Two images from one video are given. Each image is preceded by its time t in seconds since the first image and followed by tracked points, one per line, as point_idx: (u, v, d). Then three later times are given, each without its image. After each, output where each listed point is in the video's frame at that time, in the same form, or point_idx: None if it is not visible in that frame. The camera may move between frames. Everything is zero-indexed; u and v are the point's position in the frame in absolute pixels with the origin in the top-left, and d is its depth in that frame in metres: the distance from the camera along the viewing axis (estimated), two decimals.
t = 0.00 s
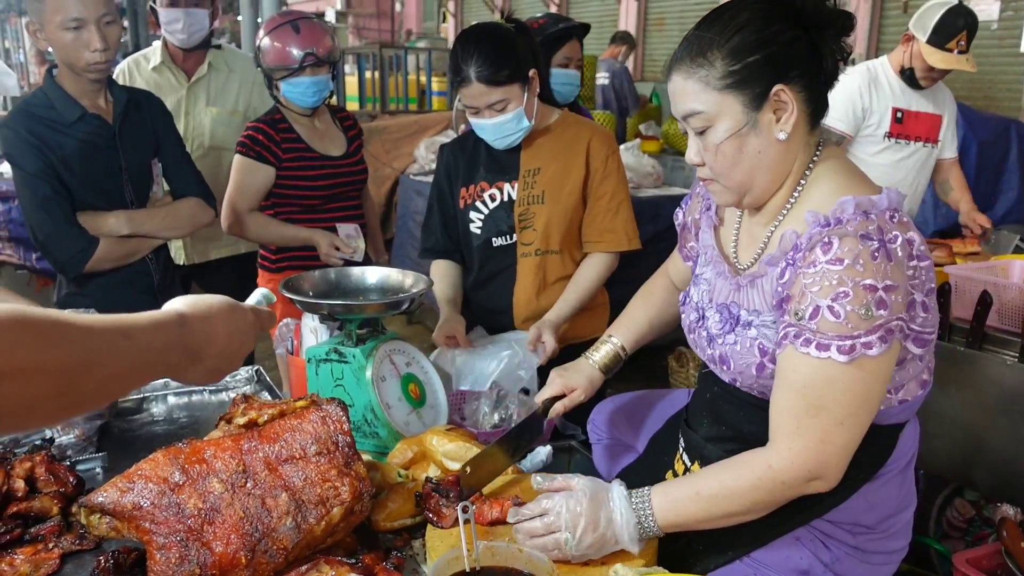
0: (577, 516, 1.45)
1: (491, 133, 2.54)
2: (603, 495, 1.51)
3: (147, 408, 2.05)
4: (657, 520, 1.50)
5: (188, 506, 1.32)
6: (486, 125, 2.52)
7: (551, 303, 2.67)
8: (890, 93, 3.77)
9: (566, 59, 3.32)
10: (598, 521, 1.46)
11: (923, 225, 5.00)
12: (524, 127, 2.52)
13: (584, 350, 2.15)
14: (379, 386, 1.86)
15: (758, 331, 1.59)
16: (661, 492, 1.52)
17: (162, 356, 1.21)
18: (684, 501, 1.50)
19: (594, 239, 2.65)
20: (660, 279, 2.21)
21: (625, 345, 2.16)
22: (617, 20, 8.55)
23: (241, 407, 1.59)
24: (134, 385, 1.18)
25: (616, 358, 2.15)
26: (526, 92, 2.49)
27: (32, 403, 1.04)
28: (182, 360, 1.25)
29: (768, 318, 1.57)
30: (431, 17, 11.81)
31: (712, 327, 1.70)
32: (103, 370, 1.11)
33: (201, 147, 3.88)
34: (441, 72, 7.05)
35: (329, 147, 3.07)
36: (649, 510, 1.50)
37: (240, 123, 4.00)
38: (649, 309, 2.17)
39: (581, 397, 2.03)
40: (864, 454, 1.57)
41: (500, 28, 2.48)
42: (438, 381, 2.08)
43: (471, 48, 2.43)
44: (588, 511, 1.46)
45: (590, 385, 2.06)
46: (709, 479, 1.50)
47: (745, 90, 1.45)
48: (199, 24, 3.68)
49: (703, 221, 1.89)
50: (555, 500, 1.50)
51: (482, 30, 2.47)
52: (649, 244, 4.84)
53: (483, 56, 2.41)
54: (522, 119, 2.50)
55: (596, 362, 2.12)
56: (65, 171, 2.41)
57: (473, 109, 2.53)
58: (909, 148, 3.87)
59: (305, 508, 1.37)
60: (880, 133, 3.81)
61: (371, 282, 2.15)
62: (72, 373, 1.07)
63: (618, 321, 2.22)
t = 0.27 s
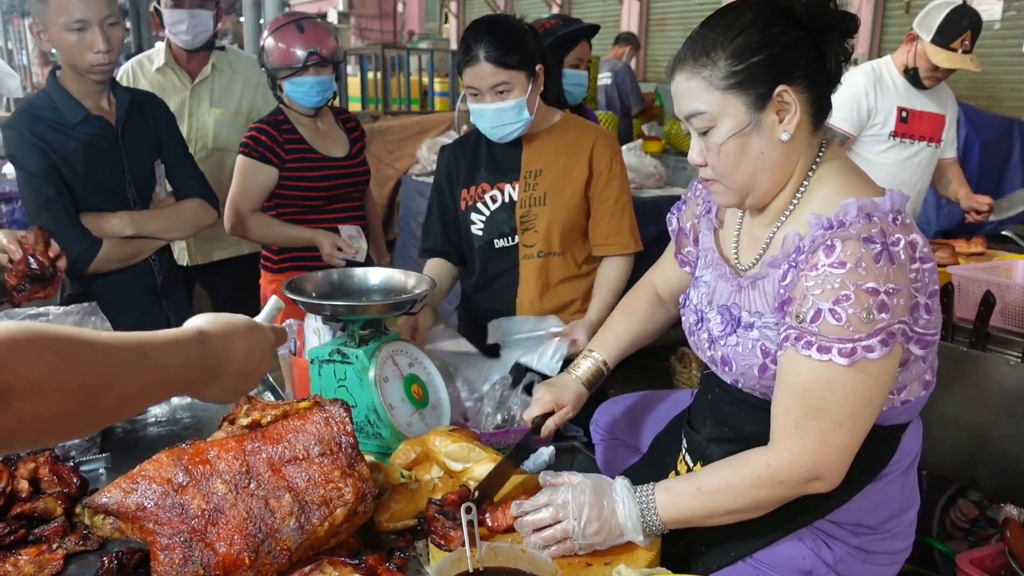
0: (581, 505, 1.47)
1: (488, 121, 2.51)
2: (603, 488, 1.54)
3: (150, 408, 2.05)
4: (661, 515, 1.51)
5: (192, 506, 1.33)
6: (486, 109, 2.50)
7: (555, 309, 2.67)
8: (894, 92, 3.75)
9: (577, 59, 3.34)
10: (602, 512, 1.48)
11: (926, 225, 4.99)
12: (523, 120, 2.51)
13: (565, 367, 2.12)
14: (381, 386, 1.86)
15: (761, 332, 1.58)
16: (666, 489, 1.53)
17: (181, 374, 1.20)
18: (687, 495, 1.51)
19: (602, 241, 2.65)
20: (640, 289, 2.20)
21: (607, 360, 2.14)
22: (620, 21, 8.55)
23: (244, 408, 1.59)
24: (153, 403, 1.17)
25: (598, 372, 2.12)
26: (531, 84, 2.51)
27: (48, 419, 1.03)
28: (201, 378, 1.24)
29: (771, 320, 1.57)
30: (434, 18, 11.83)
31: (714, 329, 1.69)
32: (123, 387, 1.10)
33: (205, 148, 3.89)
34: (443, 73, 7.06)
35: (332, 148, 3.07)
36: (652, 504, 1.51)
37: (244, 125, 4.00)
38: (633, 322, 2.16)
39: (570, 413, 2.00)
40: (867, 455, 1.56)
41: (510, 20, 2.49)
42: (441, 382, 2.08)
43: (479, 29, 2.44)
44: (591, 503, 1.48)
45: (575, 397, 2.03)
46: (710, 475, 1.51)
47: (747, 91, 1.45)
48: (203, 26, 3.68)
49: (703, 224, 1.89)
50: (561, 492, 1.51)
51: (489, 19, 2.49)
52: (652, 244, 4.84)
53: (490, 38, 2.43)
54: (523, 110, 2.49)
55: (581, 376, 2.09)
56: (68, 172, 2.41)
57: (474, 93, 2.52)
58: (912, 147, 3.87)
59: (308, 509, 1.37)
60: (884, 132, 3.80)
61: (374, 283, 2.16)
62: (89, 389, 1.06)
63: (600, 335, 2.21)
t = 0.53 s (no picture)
0: (579, 505, 1.47)
1: (504, 102, 2.48)
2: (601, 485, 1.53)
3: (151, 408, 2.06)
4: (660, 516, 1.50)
5: (194, 507, 1.33)
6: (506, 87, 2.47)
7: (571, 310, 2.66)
8: (894, 92, 3.75)
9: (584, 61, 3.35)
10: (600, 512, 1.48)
11: (928, 225, 4.99)
12: (538, 110, 2.49)
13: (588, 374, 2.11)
14: (383, 387, 1.86)
15: (762, 332, 1.58)
16: (666, 488, 1.53)
17: (231, 359, 1.23)
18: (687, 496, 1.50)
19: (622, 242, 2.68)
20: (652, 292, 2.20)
21: (627, 362, 2.13)
22: (621, 21, 8.55)
23: (245, 409, 1.59)
24: (206, 386, 1.20)
25: (620, 375, 2.11)
26: (552, 78, 2.52)
27: (112, 400, 1.06)
28: (250, 361, 1.27)
29: (773, 320, 1.57)
30: (435, 19, 11.84)
31: (715, 328, 1.69)
32: (179, 370, 1.13)
33: (207, 149, 3.89)
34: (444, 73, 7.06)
35: (333, 149, 3.07)
36: (651, 505, 1.50)
37: (246, 125, 4.00)
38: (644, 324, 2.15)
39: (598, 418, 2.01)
40: (868, 455, 1.56)
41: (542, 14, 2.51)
42: (443, 382, 2.08)
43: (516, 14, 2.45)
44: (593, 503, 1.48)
45: (602, 404, 2.03)
46: (711, 475, 1.51)
47: (749, 92, 1.45)
48: (205, 27, 3.69)
49: (704, 225, 1.89)
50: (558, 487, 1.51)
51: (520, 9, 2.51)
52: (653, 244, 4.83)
53: (522, 22, 2.44)
54: (540, 101, 2.47)
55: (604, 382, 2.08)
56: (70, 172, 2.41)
57: (498, 71, 2.51)
58: (913, 147, 3.86)
59: (311, 509, 1.37)
60: (885, 133, 3.80)
61: (376, 283, 2.16)
62: (149, 371, 1.10)
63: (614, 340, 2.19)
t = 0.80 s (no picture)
0: (579, 505, 1.48)
1: (518, 116, 2.37)
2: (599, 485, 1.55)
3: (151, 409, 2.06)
4: (656, 512, 1.51)
5: (193, 508, 1.33)
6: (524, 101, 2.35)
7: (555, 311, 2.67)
8: (892, 92, 3.76)
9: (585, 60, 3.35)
10: (599, 511, 1.48)
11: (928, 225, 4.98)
12: (554, 128, 2.39)
13: (625, 395, 2.12)
14: (383, 388, 1.86)
15: (756, 327, 1.58)
16: (663, 486, 1.53)
17: (269, 334, 1.15)
18: (684, 494, 1.50)
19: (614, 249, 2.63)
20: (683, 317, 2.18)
21: (665, 384, 2.11)
22: (621, 21, 8.55)
23: (245, 410, 1.60)
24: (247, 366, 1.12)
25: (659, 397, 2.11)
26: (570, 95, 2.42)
27: (172, 381, 0.98)
28: (282, 339, 1.19)
29: (765, 315, 1.57)
30: (435, 20, 11.86)
31: (712, 322, 1.70)
32: (228, 346, 1.06)
33: (207, 150, 3.89)
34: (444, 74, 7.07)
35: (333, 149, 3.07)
36: (648, 503, 1.51)
37: (246, 126, 4.00)
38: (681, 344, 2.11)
39: (631, 433, 2.01)
40: (867, 453, 1.56)
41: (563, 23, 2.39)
42: (442, 381, 2.08)
43: (539, 25, 2.32)
44: (592, 503, 1.50)
45: (634, 421, 2.03)
46: (706, 474, 1.50)
47: (749, 93, 1.45)
48: (205, 28, 3.69)
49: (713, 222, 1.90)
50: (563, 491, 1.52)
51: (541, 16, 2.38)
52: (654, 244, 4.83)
53: (543, 34, 2.32)
54: (557, 119, 2.37)
55: (641, 401, 2.09)
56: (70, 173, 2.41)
57: (515, 81, 2.38)
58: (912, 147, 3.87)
59: (310, 510, 1.37)
60: (884, 133, 3.80)
61: (375, 283, 2.16)
62: (197, 351, 1.01)
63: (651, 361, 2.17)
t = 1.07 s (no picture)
0: (588, 508, 1.47)
1: (532, 151, 2.27)
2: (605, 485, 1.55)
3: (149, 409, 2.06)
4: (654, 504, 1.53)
5: (192, 508, 1.32)
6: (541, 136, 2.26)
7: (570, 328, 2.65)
8: (891, 91, 3.76)
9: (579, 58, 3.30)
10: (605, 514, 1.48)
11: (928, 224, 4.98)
12: (569, 163, 2.31)
13: (643, 392, 2.12)
14: (382, 387, 1.86)
15: (755, 315, 1.58)
16: (659, 481, 1.55)
17: (294, 337, 1.16)
18: (681, 486, 1.52)
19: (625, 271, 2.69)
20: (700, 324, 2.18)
21: (684, 383, 2.11)
22: (620, 21, 8.54)
23: (243, 410, 1.59)
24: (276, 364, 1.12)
25: (678, 397, 2.10)
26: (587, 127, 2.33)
27: (209, 381, 1.00)
28: (306, 341, 1.19)
29: (765, 303, 1.57)
30: (434, 19, 11.86)
31: (714, 311, 1.71)
32: (260, 347, 1.07)
33: (206, 150, 3.89)
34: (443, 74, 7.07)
35: (332, 149, 3.07)
36: (646, 497, 1.53)
37: (244, 125, 4.00)
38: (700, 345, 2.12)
39: (647, 431, 2.00)
40: (866, 449, 1.56)
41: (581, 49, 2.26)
42: (440, 379, 2.07)
43: (561, 54, 2.20)
44: (602, 505, 1.49)
45: (652, 418, 2.02)
46: (702, 466, 1.52)
47: (757, 87, 1.45)
48: (204, 27, 3.69)
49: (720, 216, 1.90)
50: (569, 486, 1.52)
51: (557, 41, 2.25)
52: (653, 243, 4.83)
53: (563, 64, 2.19)
54: (573, 153, 2.29)
55: (658, 399, 2.09)
56: (68, 173, 2.41)
57: (531, 112, 2.27)
58: (911, 145, 3.87)
59: (308, 510, 1.37)
60: (883, 133, 3.81)
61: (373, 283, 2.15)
62: (231, 353, 1.01)
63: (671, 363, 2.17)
